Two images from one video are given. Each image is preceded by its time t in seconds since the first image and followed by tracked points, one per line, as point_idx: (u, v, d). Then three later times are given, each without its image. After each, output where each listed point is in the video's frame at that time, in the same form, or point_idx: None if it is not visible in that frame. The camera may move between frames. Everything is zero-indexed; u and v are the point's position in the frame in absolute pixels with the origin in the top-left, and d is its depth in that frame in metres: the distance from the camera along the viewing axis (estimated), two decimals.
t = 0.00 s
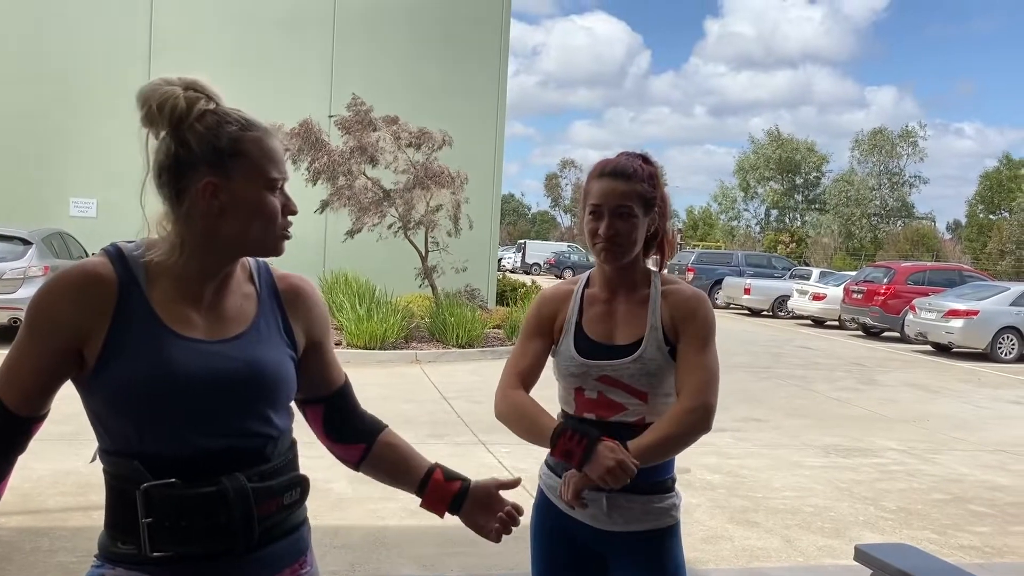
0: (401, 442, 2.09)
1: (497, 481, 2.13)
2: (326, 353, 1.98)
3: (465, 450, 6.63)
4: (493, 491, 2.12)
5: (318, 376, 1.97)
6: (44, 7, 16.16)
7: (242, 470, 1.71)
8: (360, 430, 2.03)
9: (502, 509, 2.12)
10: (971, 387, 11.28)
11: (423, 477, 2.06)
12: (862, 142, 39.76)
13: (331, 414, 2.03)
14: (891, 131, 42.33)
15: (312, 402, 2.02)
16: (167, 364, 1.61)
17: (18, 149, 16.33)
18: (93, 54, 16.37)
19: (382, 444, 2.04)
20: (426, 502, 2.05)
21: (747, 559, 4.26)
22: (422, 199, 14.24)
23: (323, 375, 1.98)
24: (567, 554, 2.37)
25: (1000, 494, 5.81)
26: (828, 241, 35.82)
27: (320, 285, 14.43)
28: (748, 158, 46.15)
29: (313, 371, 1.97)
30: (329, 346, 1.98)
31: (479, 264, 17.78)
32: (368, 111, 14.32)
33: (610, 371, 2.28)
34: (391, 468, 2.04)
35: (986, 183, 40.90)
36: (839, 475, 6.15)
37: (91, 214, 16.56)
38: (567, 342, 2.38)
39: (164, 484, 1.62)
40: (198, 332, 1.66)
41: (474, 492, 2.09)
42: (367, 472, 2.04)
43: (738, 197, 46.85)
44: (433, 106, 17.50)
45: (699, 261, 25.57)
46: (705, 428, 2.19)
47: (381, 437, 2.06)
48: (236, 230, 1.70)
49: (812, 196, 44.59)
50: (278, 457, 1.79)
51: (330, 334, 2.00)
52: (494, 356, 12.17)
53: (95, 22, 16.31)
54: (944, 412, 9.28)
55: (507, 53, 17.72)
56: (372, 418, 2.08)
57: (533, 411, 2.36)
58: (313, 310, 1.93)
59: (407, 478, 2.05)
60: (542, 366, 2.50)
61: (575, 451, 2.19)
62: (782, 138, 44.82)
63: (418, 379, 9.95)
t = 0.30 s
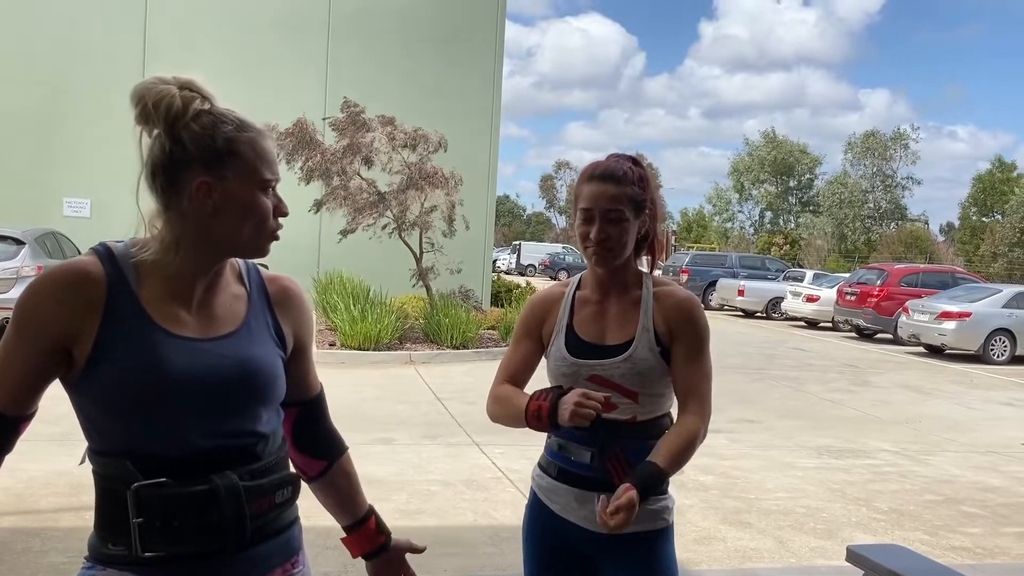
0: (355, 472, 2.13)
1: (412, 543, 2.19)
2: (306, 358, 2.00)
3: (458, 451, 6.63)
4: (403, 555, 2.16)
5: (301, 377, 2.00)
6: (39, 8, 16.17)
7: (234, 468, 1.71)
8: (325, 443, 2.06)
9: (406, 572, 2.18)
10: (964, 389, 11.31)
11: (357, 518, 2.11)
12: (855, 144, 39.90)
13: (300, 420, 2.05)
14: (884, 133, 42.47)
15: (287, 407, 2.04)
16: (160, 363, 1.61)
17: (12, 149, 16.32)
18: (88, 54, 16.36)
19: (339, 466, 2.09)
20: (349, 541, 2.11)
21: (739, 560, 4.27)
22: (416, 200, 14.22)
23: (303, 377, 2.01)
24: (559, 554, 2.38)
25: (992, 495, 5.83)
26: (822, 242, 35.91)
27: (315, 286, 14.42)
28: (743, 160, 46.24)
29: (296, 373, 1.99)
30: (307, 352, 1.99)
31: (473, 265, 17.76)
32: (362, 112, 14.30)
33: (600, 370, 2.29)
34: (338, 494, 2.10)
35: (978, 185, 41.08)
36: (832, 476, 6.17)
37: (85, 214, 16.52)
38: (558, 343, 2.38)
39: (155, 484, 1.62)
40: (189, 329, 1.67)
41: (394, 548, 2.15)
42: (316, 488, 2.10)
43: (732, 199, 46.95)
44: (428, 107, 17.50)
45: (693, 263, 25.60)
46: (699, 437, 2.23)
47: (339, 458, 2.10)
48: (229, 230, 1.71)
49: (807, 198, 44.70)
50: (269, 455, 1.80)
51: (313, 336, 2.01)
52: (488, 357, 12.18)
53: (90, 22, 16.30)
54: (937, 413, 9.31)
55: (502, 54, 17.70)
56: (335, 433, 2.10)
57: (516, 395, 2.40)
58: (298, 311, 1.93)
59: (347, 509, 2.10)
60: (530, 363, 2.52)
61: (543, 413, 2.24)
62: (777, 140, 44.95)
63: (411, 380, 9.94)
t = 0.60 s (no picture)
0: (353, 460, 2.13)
1: (422, 524, 2.18)
2: (300, 355, 1.99)
3: (453, 451, 6.62)
4: (415, 536, 2.15)
5: (294, 377, 1.99)
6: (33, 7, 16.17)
7: (228, 466, 1.71)
8: (321, 439, 2.06)
9: (421, 555, 2.15)
10: (959, 389, 11.33)
11: (363, 505, 2.10)
12: (849, 145, 40.02)
13: (296, 416, 2.04)
14: (878, 134, 42.57)
15: (283, 403, 2.03)
16: (156, 360, 1.60)
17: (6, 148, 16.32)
18: (82, 53, 16.33)
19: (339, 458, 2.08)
20: (357, 529, 2.09)
21: (734, 560, 4.27)
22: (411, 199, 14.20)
23: (297, 377, 2.00)
24: (553, 556, 2.38)
25: (986, 495, 5.85)
26: (816, 243, 35.98)
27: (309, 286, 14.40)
28: (737, 161, 46.32)
29: (288, 371, 1.98)
30: (303, 350, 1.99)
31: (468, 265, 17.75)
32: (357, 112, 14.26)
33: (594, 367, 2.29)
34: (339, 486, 2.09)
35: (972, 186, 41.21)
36: (827, 476, 6.17)
37: (79, 214, 16.48)
38: (555, 340, 2.39)
39: (151, 483, 1.61)
40: (184, 326, 1.67)
41: (402, 531, 2.13)
42: (317, 481, 2.09)
43: (727, 199, 47.04)
44: (423, 108, 17.49)
45: (688, 263, 25.63)
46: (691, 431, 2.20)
47: (338, 452, 2.09)
48: (226, 231, 1.70)
49: (801, 198, 44.82)
50: (264, 454, 1.79)
51: (306, 335, 2.00)
52: (484, 357, 12.17)
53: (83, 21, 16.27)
54: (931, 414, 9.32)
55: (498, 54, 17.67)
56: (332, 429, 2.10)
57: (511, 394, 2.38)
58: (291, 311, 1.93)
59: (351, 498, 2.09)
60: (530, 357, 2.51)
61: (536, 409, 2.25)
62: (772, 141, 45.05)
63: (406, 380, 9.93)
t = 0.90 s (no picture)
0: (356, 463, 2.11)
1: (433, 529, 2.15)
2: (298, 356, 1.98)
3: (449, 451, 6.61)
4: (425, 541, 2.12)
5: (291, 377, 1.98)
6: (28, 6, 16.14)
7: (225, 468, 1.70)
8: (321, 440, 2.05)
9: (433, 560, 2.13)
10: (954, 389, 11.34)
11: (369, 509, 2.08)
12: (845, 145, 40.09)
13: (295, 417, 2.03)
14: (874, 134, 42.64)
15: (281, 404, 2.02)
16: (152, 361, 1.59)
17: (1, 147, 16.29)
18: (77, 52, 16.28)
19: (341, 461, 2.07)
20: (364, 534, 2.07)
21: (730, 560, 4.27)
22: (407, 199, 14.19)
23: (295, 377, 1.99)
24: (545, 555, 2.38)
25: (982, 495, 5.85)
26: (813, 243, 36.05)
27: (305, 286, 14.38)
28: (734, 161, 46.37)
29: (286, 371, 1.97)
30: (301, 351, 1.98)
31: (464, 265, 17.74)
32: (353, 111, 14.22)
33: (591, 365, 2.29)
34: (343, 488, 2.07)
35: (968, 186, 41.28)
36: (823, 476, 6.18)
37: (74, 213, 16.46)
38: (552, 338, 2.38)
39: (147, 485, 1.60)
40: (180, 326, 1.66)
41: (413, 535, 2.11)
42: (319, 485, 2.07)
43: (724, 199, 47.09)
44: (420, 107, 17.47)
45: (684, 263, 25.64)
46: (688, 430, 2.19)
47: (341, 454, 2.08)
48: (220, 229, 1.69)
49: (798, 199, 44.87)
50: (260, 456, 1.78)
51: (304, 336, 1.99)
52: (480, 357, 12.17)
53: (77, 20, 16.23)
54: (927, 413, 9.34)
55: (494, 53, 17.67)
56: (333, 430, 2.09)
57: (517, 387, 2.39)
58: (288, 310, 1.92)
59: (355, 501, 2.08)
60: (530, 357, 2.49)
61: (542, 428, 2.21)
62: (768, 141, 45.10)
63: (402, 380, 9.92)
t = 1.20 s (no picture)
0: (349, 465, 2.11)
1: (419, 533, 2.15)
2: (296, 356, 1.97)
3: (446, 450, 6.60)
4: (411, 546, 2.12)
5: (287, 378, 1.98)
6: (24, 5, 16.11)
7: (223, 468, 1.69)
8: (316, 441, 2.05)
9: (418, 564, 2.13)
10: (951, 388, 11.36)
11: (359, 510, 2.08)
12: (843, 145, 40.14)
13: (290, 417, 2.03)
14: (872, 134, 42.69)
15: (276, 404, 2.02)
16: (150, 361, 1.59)
17: None
18: (75, 51, 16.27)
19: (333, 463, 2.07)
20: (351, 536, 2.07)
21: (726, 559, 4.27)
22: (405, 198, 14.18)
23: (291, 378, 1.99)
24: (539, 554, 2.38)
25: (979, 494, 5.86)
26: (810, 243, 36.09)
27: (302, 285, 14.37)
28: (731, 161, 46.41)
29: (282, 372, 1.97)
30: (298, 351, 1.98)
31: (461, 264, 17.73)
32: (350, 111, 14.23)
33: (585, 367, 2.28)
34: (334, 490, 2.07)
35: (965, 185, 41.36)
36: (820, 475, 6.18)
37: (71, 213, 16.45)
38: (546, 338, 2.38)
39: (145, 485, 1.60)
40: (180, 326, 1.66)
41: (398, 539, 2.10)
42: (311, 485, 2.07)
43: (721, 199, 47.13)
44: (417, 105, 17.47)
45: (681, 262, 25.65)
46: (686, 433, 2.20)
47: (333, 456, 2.08)
48: (220, 230, 1.69)
49: (795, 198, 44.93)
50: (258, 456, 1.78)
51: (301, 336, 1.99)
52: (477, 356, 12.16)
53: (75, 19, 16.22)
54: (923, 412, 9.35)
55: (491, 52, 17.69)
56: (328, 431, 2.09)
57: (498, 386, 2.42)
58: (286, 310, 1.92)
59: (347, 503, 2.08)
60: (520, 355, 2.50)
61: (536, 434, 2.22)
62: (765, 141, 45.15)
63: (399, 379, 9.92)
